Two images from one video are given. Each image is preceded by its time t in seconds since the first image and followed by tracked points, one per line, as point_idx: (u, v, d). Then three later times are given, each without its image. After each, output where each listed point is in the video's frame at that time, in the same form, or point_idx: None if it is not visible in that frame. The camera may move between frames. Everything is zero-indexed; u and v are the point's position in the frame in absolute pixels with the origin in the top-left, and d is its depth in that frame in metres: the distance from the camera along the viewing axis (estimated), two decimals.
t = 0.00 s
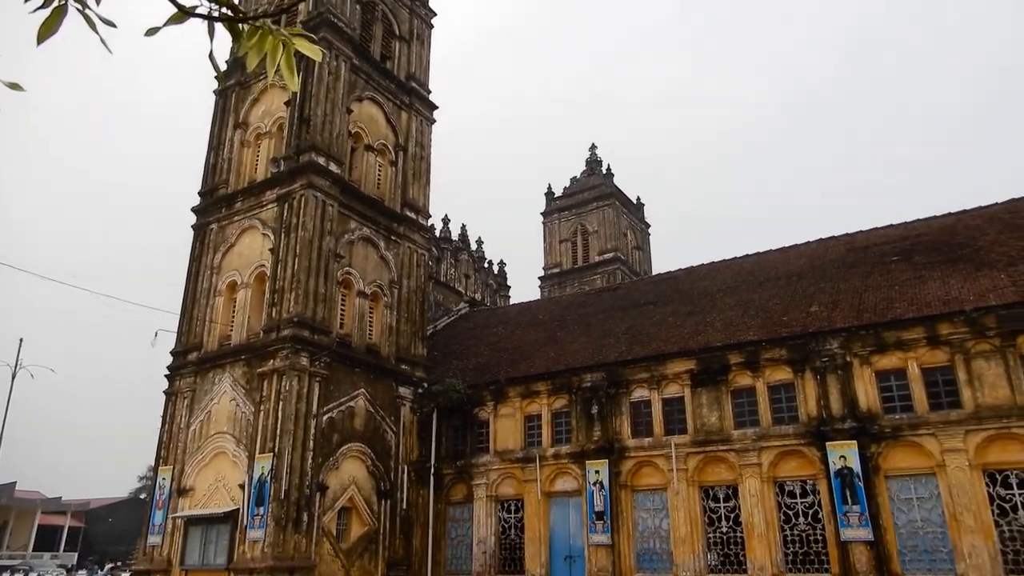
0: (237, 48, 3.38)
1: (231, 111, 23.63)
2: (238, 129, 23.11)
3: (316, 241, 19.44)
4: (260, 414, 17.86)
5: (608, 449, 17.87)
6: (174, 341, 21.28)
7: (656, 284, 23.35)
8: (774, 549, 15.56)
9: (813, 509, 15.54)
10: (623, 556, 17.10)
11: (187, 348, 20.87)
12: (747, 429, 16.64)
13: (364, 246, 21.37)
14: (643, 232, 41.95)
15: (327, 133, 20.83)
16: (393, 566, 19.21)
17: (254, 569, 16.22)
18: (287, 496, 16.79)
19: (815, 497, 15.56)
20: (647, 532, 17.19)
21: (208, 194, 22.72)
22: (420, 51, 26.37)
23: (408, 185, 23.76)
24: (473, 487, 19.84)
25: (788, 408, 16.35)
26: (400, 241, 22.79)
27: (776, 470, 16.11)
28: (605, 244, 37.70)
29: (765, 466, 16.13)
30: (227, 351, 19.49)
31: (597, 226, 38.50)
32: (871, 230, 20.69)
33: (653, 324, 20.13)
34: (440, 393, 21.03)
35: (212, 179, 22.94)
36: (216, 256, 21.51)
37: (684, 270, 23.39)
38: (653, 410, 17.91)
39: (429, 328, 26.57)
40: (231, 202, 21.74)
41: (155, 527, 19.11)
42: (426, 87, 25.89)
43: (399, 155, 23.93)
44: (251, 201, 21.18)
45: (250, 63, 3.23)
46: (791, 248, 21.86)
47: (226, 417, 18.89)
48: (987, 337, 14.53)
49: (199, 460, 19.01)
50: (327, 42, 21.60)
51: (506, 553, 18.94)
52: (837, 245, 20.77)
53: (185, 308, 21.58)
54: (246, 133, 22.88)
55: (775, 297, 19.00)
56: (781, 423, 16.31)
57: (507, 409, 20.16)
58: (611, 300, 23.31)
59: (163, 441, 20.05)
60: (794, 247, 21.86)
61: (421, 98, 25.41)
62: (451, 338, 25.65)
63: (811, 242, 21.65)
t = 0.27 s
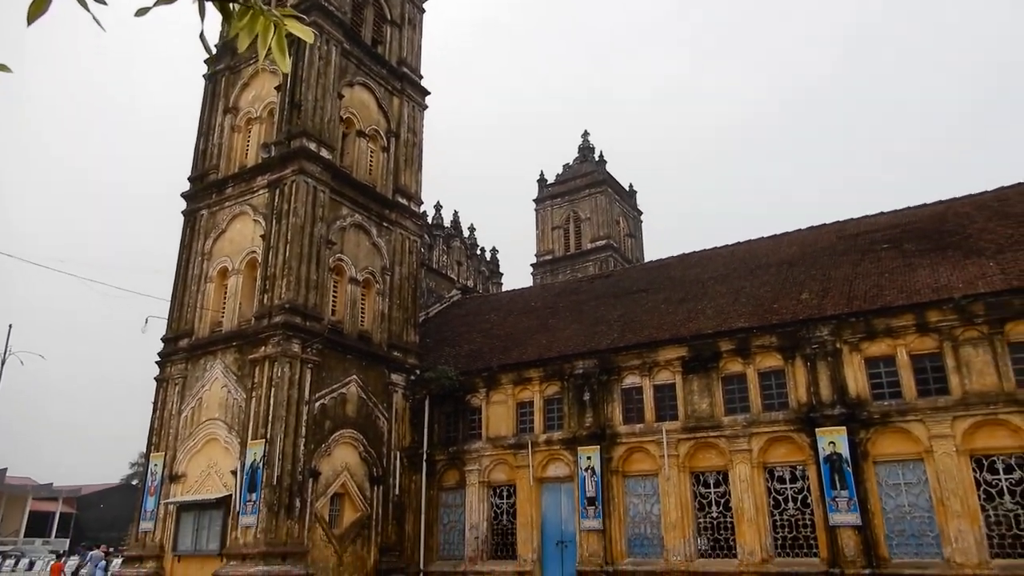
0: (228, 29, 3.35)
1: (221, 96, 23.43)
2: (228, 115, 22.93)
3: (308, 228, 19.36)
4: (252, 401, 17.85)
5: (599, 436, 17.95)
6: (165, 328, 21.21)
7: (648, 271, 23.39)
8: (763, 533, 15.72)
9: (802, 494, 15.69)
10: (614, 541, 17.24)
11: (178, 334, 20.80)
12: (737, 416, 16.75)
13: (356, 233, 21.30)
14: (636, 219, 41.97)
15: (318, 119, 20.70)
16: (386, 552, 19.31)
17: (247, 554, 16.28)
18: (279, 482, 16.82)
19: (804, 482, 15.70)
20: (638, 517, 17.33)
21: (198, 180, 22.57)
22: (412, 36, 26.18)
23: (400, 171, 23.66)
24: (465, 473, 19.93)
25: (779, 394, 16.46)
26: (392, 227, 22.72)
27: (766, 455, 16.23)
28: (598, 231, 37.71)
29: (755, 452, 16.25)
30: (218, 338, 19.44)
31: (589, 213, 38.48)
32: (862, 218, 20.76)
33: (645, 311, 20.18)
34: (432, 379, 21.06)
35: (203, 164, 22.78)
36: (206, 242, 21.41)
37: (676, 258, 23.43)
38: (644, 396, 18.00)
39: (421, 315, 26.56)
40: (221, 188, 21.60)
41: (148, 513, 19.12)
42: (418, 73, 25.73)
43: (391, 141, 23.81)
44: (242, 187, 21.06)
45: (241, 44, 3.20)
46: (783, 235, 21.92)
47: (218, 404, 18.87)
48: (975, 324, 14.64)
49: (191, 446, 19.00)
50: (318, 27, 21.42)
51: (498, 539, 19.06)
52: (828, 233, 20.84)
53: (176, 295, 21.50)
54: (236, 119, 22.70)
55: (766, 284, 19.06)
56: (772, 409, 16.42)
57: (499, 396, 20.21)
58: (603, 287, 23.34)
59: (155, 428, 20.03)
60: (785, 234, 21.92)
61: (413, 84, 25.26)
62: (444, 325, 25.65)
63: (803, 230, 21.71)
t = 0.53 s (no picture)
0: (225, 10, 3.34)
1: (216, 81, 23.29)
2: (223, 100, 22.81)
3: (305, 214, 19.31)
4: (251, 387, 17.89)
5: (598, 419, 18.03)
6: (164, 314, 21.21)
7: (646, 255, 23.39)
8: (760, 515, 15.84)
9: (799, 476, 15.80)
10: (613, 524, 17.37)
11: (176, 321, 20.81)
12: (735, 399, 16.83)
13: (353, 218, 21.27)
14: (633, 203, 41.92)
15: (314, 104, 20.60)
16: (386, 536, 19.44)
17: (248, 539, 16.37)
18: (279, 467, 16.89)
19: (801, 464, 15.80)
20: (636, 500, 17.45)
21: (194, 166, 22.48)
22: (408, 19, 26.00)
23: (397, 156, 23.58)
24: (464, 457, 20.03)
25: (776, 378, 16.53)
26: (390, 212, 22.68)
27: (763, 438, 16.33)
28: (596, 216, 37.67)
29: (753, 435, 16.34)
30: (216, 324, 19.45)
31: (587, 197, 38.42)
32: (860, 201, 20.75)
33: (643, 295, 20.20)
34: (431, 364, 21.11)
35: (199, 150, 22.69)
36: (204, 228, 21.36)
37: (674, 242, 23.43)
38: (643, 380, 18.07)
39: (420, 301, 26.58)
40: (218, 174, 21.52)
41: (149, 499, 19.22)
42: (414, 57, 25.57)
43: (388, 126, 23.70)
44: (238, 173, 20.98)
45: (239, 25, 3.19)
46: (781, 219, 21.92)
47: (217, 390, 18.91)
48: (972, 307, 14.69)
49: (190, 432, 19.07)
50: (313, 10, 21.26)
51: (498, 522, 19.19)
52: (826, 216, 20.83)
53: (173, 281, 21.48)
54: (232, 104, 22.58)
55: (764, 268, 19.08)
56: (769, 392, 16.49)
57: (498, 380, 20.27)
58: (602, 271, 23.35)
59: (155, 414, 20.09)
60: (783, 218, 21.91)
61: (410, 68, 25.12)
62: (442, 310, 25.67)
63: (801, 213, 21.70)
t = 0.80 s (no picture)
0: None
1: (210, 60, 23.06)
2: (217, 79, 22.61)
3: (302, 193, 19.23)
4: (252, 367, 17.95)
5: (598, 395, 18.12)
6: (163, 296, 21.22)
7: (645, 231, 23.36)
8: (759, 487, 16.01)
9: (798, 448, 15.93)
10: (614, 498, 17.54)
11: (176, 302, 20.83)
12: (734, 373, 16.90)
13: (351, 197, 21.20)
14: (632, 179, 41.78)
15: (309, 82, 20.43)
16: (389, 512, 19.64)
17: (252, 517, 16.51)
18: (282, 446, 17.01)
19: (800, 437, 15.93)
20: (637, 474, 17.61)
21: (190, 146, 22.34)
22: None
23: (394, 134, 23.44)
24: (466, 434, 20.18)
25: (775, 351, 16.59)
26: (387, 191, 22.59)
27: (762, 411, 16.44)
28: (594, 192, 37.57)
29: (752, 408, 16.44)
30: (216, 305, 19.46)
31: (585, 173, 38.28)
32: (859, 174, 20.67)
33: (642, 271, 20.19)
34: (431, 342, 21.18)
35: (194, 131, 22.53)
36: (201, 209, 21.30)
37: (673, 217, 23.39)
38: (642, 356, 18.14)
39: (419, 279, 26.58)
40: (214, 154, 21.40)
41: (153, 479, 19.37)
42: (409, 33, 25.30)
43: (384, 104, 23.53)
44: (234, 153, 20.86)
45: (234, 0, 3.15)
46: (780, 193, 21.86)
47: (218, 370, 18.98)
48: (971, 279, 14.72)
49: (193, 413, 19.17)
50: None
51: (499, 497, 19.39)
52: (825, 190, 20.77)
53: (172, 262, 21.46)
54: (226, 83, 22.38)
55: (762, 242, 19.06)
56: (768, 366, 16.56)
57: (497, 357, 20.35)
58: (600, 247, 23.33)
59: (157, 395, 20.18)
60: (782, 192, 21.85)
61: (405, 45, 24.88)
62: (441, 288, 25.68)
63: (799, 187, 21.64)
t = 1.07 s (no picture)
0: None
1: (205, 33, 22.78)
2: (213, 52, 22.37)
3: (301, 167, 19.11)
4: (254, 341, 18.00)
5: (598, 367, 18.19)
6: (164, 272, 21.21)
7: (645, 203, 23.27)
8: (759, 457, 16.15)
9: (798, 418, 16.03)
10: (614, 468, 17.71)
11: (177, 278, 20.83)
12: (734, 344, 16.95)
13: (349, 171, 21.09)
14: (632, 150, 41.53)
15: (306, 54, 20.21)
16: (392, 484, 19.82)
17: (256, 490, 16.67)
18: (285, 420, 17.11)
19: (799, 407, 16.02)
20: (637, 445, 17.75)
21: (187, 121, 22.18)
22: None
23: (392, 107, 23.24)
24: (467, 407, 20.31)
25: (775, 323, 16.62)
26: (386, 164, 22.47)
27: (762, 382, 16.52)
28: (594, 164, 37.37)
29: (752, 379, 16.52)
30: (216, 280, 19.46)
31: (585, 145, 38.04)
32: (861, 144, 20.53)
33: (643, 244, 20.15)
34: (432, 316, 21.22)
35: (190, 105, 22.34)
36: (199, 184, 21.20)
37: (673, 189, 23.29)
38: (643, 328, 18.18)
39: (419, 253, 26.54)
40: (211, 128, 21.24)
41: (158, 453, 19.54)
42: (406, 4, 24.97)
43: (382, 76, 23.29)
44: (231, 127, 20.70)
45: None
46: (780, 164, 21.73)
47: (220, 345, 19.05)
48: (972, 249, 14.69)
49: (196, 387, 19.28)
50: None
51: (501, 469, 19.56)
52: (826, 160, 20.65)
53: (171, 238, 21.42)
54: (222, 56, 22.15)
55: (763, 213, 18.99)
56: (768, 338, 16.61)
57: (498, 331, 20.39)
58: (601, 220, 23.26)
59: (159, 370, 20.27)
60: (783, 163, 21.72)
61: (402, 16, 24.57)
62: (441, 262, 25.67)
63: (800, 157, 21.50)
